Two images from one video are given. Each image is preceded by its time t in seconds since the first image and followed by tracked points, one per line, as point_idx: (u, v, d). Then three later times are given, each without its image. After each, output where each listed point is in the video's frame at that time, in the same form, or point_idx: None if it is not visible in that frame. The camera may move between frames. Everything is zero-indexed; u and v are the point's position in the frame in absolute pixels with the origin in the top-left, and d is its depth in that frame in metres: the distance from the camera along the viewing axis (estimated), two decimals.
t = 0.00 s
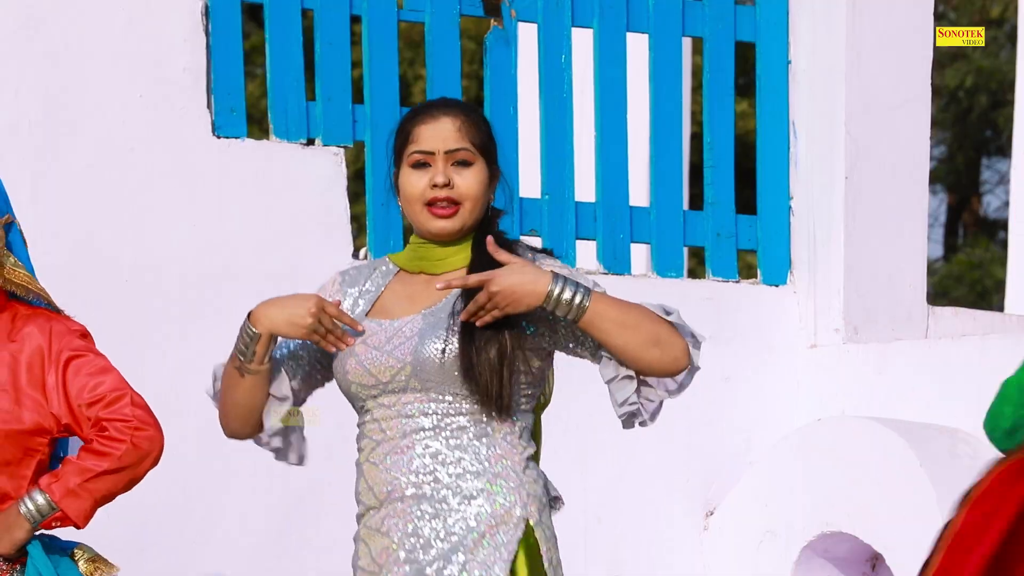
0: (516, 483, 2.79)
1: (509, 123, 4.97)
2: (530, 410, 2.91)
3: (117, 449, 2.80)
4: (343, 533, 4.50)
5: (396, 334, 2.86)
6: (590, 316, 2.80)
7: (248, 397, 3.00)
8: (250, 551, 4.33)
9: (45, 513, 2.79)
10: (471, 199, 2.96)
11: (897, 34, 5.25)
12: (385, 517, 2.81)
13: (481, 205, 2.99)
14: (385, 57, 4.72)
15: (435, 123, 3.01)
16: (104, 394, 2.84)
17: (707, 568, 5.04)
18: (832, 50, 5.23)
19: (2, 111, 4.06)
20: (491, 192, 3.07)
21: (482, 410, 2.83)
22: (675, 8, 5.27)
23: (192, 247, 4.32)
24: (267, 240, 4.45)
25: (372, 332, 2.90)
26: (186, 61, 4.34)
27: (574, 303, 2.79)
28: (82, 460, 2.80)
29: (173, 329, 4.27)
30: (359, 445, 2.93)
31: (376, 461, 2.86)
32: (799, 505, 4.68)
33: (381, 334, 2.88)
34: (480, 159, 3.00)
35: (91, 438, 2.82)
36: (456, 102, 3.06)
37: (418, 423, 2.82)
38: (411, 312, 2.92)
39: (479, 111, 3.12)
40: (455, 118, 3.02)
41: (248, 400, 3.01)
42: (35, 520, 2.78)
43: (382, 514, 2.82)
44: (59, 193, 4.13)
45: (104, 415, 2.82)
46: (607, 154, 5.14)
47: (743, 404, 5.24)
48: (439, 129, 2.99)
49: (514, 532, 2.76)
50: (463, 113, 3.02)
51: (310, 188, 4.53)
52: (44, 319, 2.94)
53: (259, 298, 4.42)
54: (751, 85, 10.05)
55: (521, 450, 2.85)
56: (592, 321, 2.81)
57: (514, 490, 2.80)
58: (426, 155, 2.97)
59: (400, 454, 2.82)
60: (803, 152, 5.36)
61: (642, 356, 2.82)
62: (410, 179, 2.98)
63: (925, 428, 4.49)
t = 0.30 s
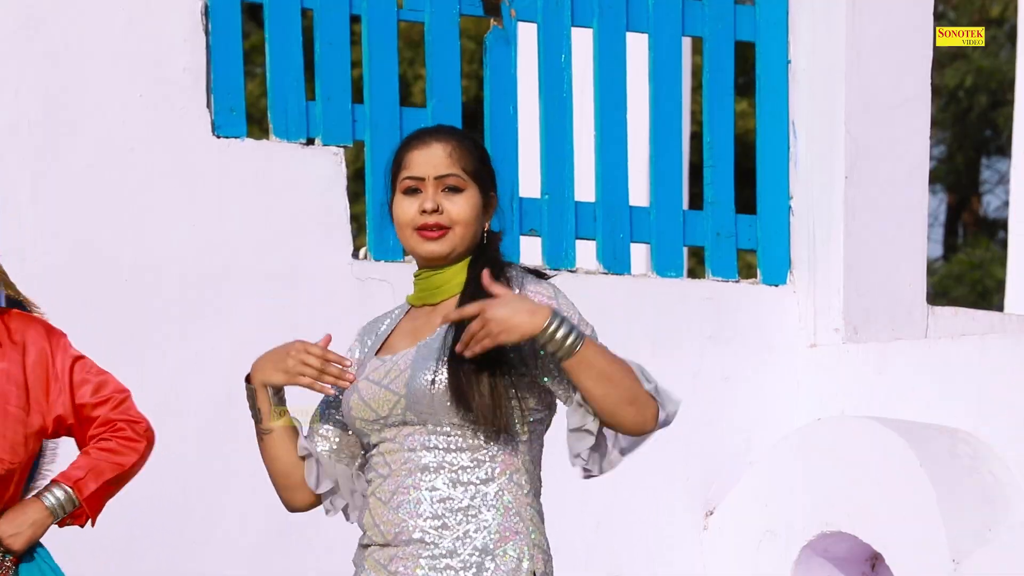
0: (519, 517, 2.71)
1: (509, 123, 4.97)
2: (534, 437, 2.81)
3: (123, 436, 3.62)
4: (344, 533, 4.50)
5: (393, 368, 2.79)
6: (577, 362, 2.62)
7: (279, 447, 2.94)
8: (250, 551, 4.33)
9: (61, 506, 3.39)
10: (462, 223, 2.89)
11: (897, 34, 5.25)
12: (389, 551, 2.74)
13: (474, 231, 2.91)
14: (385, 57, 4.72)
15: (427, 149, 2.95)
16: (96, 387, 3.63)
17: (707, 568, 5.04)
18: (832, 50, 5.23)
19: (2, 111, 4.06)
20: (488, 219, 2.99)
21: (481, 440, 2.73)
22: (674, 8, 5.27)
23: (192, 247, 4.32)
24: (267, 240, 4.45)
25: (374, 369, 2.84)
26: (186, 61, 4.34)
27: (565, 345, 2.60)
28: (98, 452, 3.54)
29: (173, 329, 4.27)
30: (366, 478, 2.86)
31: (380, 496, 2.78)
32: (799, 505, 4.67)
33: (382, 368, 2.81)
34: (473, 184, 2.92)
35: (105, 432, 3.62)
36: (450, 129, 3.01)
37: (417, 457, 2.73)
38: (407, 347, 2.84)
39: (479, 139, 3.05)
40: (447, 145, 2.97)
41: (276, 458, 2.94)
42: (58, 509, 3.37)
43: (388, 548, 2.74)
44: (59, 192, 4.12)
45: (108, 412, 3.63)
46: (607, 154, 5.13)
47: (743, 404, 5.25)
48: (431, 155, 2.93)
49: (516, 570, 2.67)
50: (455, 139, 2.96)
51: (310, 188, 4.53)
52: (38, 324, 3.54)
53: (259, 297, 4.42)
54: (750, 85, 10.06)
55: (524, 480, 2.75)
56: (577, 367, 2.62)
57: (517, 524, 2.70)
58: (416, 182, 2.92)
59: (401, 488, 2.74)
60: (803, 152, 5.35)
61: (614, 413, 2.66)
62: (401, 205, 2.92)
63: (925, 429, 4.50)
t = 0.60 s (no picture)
0: (519, 481, 2.71)
1: (509, 123, 4.97)
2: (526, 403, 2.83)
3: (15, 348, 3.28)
4: (344, 533, 4.50)
5: (391, 328, 2.78)
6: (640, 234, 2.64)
7: (196, 296, 2.92)
8: (250, 550, 4.33)
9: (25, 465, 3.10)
10: (467, 191, 2.90)
11: (897, 34, 5.25)
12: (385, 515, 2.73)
13: (479, 199, 2.92)
14: (385, 57, 4.72)
15: (430, 119, 2.95)
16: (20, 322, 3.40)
17: (707, 568, 5.04)
18: (832, 50, 5.23)
19: (2, 111, 4.06)
20: (490, 189, 3.00)
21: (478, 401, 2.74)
22: (674, 8, 5.27)
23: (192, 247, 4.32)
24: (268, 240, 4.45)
25: (366, 327, 2.83)
26: (186, 61, 4.34)
27: (648, 209, 2.64)
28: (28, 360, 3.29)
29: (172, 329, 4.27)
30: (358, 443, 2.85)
31: (374, 458, 2.77)
32: (799, 505, 4.67)
33: (377, 329, 2.80)
34: (477, 154, 2.93)
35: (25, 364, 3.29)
36: (452, 99, 3.01)
37: (415, 418, 2.73)
38: (406, 308, 2.83)
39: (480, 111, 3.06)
40: (450, 114, 2.97)
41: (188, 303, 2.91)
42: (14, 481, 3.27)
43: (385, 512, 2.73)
44: (59, 193, 4.12)
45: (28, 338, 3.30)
46: (607, 154, 5.13)
47: (743, 404, 5.25)
48: (434, 125, 2.93)
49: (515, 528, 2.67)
50: (458, 110, 2.96)
51: (310, 188, 4.53)
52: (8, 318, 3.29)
53: (259, 298, 4.42)
54: (751, 85, 10.06)
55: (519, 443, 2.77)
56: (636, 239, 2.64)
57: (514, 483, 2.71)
58: (422, 151, 2.91)
59: (398, 450, 2.73)
60: (803, 152, 5.36)
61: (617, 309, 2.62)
62: (406, 175, 2.92)
63: (925, 429, 4.50)
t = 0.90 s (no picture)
0: (517, 497, 2.77)
1: (509, 123, 4.97)
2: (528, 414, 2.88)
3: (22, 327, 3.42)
4: (344, 533, 4.50)
5: (392, 340, 2.83)
6: (644, 219, 2.69)
7: (213, 292, 2.96)
8: (249, 550, 4.33)
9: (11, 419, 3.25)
10: (464, 206, 2.91)
11: (897, 34, 5.25)
12: (382, 527, 2.80)
13: (476, 212, 2.93)
14: (385, 57, 4.72)
15: (426, 134, 2.96)
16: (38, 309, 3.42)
17: (707, 567, 5.04)
18: (832, 50, 5.23)
19: (2, 111, 4.06)
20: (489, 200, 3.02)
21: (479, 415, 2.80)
22: (674, 9, 5.27)
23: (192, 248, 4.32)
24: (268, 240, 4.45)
25: (367, 340, 2.87)
26: (186, 61, 4.34)
27: (646, 195, 2.70)
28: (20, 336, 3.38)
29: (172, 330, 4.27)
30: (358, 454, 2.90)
31: (374, 470, 2.83)
32: (799, 505, 4.67)
33: (378, 341, 2.84)
34: (474, 167, 2.95)
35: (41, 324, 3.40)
36: (448, 112, 3.02)
37: (416, 432, 2.79)
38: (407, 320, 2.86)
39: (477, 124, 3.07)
40: (446, 129, 2.98)
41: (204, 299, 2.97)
42: None
43: (382, 525, 2.79)
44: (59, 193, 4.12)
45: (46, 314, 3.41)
46: (607, 154, 5.13)
47: (743, 404, 5.25)
48: (430, 140, 2.95)
49: (513, 542, 2.73)
50: (454, 123, 2.97)
51: (310, 188, 4.53)
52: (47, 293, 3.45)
53: (259, 297, 4.42)
54: (750, 85, 10.06)
55: (518, 456, 2.83)
56: (640, 225, 2.69)
57: (512, 498, 2.76)
58: (418, 167, 2.94)
59: (397, 463, 2.79)
60: (803, 152, 5.36)
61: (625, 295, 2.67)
62: (402, 191, 2.94)
63: (925, 429, 4.50)
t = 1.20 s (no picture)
0: (531, 514, 2.78)
1: (509, 123, 4.97)
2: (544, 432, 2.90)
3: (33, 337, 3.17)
4: (344, 534, 4.50)
5: (408, 359, 2.83)
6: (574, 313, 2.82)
7: (243, 343, 2.99)
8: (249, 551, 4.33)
9: None
10: (461, 230, 2.91)
11: (897, 34, 5.25)
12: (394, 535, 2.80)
13: (474, 235, 2.93)
14: (385, 57, 4.72)
15: (420, 158, 2.94)
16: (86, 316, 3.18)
17: (707, 567, 5.01)
18: (832, 50, 5.23)
19: (2, 111, 4.05)
20: (489, 218, 3.01)
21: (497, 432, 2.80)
22: (674, 8, 5.27)
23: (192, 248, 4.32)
24: (268, 240, 4.45)
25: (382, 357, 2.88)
26: (186, 61, 4.34)
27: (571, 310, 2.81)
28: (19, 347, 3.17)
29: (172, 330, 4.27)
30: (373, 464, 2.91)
31: (389, 480, 2.84)
32: (799, 505, 4.67)
33: (395, 360, 2.85)
34: (470, 190, 2.93)
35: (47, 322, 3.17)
36: (444, 134, 3.00)
37: (432, 446, 2.80)
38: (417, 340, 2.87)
39: (474, 142, 3.05)
40: (442, 152, 2.96)
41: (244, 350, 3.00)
42: None
43: (395, 531, 2.80)
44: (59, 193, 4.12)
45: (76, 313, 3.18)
46: (607, 154, 5.14)
47: (743, 404, 5.25)
48: (424, 165, 2.93)
49: (525, 556, 2.75)
50: (447, 147, 2.95)
51: (310, 188, 4.53)
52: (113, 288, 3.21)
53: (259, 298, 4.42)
54: (750, 85, 10.06)
55: (534, 473, 2.84)
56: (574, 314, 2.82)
57: (526, 513, 2.78)
58: (413, 192, 2.92)
59: (413, 475, 2.80)
60: (803, 152, 5.36)
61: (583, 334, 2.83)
62: (399, 216, 2.94)
63: (925, 429, 4.50)
